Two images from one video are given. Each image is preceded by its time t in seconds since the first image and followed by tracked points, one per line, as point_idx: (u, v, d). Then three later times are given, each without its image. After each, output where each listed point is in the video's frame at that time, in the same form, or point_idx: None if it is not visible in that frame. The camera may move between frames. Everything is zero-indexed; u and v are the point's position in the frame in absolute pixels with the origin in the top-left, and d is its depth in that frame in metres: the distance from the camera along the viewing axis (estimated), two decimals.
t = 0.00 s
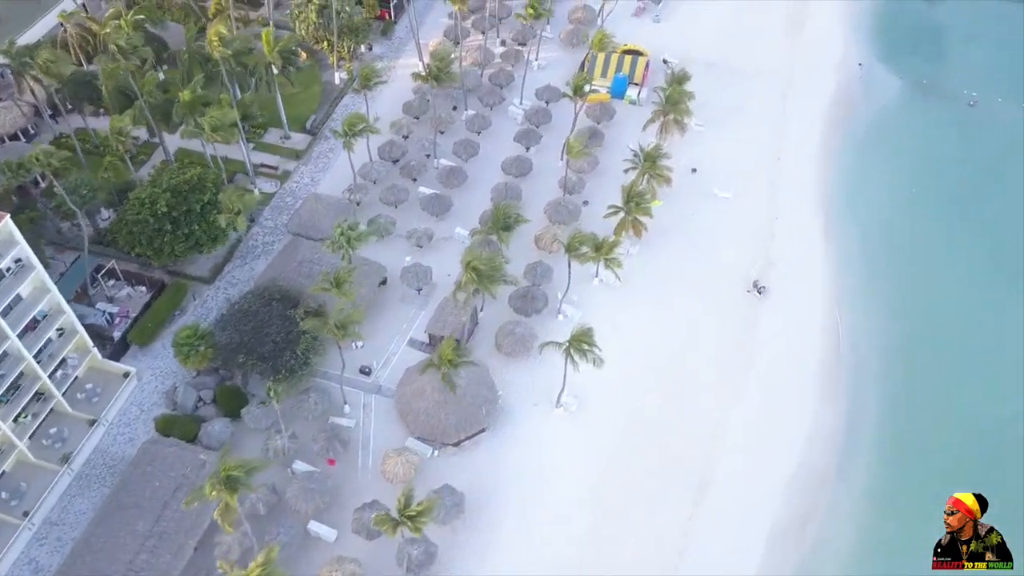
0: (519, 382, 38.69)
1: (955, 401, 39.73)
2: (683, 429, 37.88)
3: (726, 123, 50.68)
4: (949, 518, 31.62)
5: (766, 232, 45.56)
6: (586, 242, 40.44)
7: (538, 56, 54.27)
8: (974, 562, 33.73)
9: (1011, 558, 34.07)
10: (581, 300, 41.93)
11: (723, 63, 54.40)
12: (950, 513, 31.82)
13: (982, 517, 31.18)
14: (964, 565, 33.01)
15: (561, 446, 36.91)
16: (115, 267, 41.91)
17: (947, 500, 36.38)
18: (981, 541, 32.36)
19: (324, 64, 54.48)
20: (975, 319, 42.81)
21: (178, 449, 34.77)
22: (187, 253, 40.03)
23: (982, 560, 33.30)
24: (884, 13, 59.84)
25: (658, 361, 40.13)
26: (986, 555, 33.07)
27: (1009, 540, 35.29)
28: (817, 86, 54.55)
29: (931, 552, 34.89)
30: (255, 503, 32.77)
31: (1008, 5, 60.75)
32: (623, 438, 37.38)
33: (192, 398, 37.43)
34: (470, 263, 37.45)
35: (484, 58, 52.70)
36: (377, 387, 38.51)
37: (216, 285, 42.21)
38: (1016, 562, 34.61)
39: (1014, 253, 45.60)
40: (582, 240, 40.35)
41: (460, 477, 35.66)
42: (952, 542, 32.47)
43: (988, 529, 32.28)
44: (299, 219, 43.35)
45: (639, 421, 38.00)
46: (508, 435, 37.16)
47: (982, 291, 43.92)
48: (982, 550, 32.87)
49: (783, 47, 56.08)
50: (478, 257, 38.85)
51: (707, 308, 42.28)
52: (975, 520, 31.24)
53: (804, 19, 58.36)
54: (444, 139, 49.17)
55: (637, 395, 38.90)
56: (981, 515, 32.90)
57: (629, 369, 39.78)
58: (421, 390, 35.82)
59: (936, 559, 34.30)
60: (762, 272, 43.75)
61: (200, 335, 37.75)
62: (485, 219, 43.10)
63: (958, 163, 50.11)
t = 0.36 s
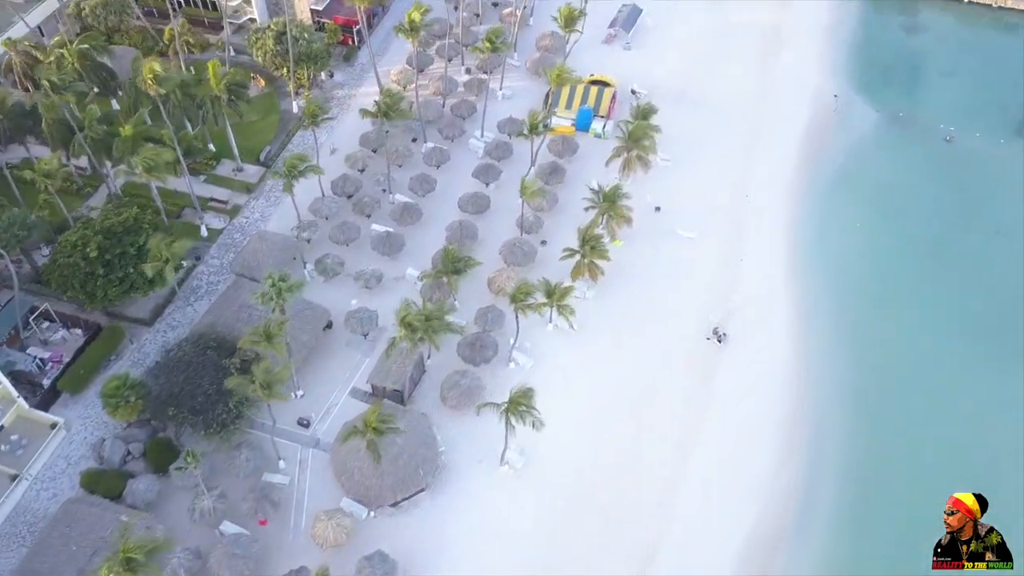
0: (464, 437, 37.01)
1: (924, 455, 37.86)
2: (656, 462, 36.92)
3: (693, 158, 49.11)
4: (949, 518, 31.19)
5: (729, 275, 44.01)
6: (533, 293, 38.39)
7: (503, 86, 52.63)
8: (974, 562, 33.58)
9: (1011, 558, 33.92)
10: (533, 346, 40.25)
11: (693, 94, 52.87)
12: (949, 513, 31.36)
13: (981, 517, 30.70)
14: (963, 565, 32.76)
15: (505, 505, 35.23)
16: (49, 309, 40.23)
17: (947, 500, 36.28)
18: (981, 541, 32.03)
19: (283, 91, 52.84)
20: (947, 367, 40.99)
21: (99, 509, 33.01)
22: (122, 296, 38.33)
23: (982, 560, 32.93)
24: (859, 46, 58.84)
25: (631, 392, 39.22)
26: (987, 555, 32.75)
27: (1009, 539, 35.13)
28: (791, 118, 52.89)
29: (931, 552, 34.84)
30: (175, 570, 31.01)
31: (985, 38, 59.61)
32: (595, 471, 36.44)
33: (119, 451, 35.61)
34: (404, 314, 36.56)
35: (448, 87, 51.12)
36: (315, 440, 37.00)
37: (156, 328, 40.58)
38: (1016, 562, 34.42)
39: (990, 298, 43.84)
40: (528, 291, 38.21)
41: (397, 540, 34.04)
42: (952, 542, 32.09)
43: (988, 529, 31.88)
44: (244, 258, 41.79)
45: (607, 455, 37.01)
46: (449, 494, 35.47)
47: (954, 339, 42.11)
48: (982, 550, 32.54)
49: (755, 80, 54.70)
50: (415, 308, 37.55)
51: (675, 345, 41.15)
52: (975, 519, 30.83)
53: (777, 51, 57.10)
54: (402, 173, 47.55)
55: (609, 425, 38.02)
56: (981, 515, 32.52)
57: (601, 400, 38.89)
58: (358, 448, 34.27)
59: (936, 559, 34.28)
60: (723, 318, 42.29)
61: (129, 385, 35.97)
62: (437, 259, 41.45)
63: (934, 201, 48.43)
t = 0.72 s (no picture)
0: (403, 490, 35.45)
1: (904, 475, 37.80)
2: (609, 508, 35.60)
3: (653, 191, 47.70)
4: (950, 518, 32.83)
5: (686, 315, 42.58)
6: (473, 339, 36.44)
7: (460, 113, 51.08)
8: (974, 562, 34.67)
9: (1011, 558, 34.84)
10: (479, 393, 38.45)
11: (656, 123, 51.51)
12: (950, 513, 32.99)
13: (982, 518, 32.38)
14: (963, 565, 34.15)
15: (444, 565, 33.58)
16: None
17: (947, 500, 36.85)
18: (981, 541, 33.50)
19: (233, 118, 51.06)
20: (907, 413, 39.92)
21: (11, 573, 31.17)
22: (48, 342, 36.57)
23: (983, 560, 34.28)
24: (827, 69, 57.08)
25: (583, 435, 37.80)
26: (987, 555, 34.08)
27: (1009, 539, 35.92)
28: (757, 147, 51.21)
29: (930, 552, 35.29)
30: None
31: (956, 61, 58.04)
32: (544, 517, 35.05)
33: (39, 508, 33.86)
34: (326, 371, 33.69)
35: (403, 116, 49.16)
36: (248, 494, 35.48)
37: (87, 373, 38.82)
38: (1016, 562, 35.13)
39: (954, 337, 42.70)
40: (467, 337, 36.29)
41: None
42: (953, 542, 33.47)
43: (988, 530, 33.40)
44: (180, 299, 39.90)
45: (557, 501, 35.58)
46: (388, 553, 33.82)
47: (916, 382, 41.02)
48: (982, 550, 33.92)
49: (720, 107, 53.29)
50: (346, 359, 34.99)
51: (628, 387, 39.80)
52: (975, 519, 32.48)
53: (743, 76, 55.55)
54: (352, 205, 45.94)
55: (558, 468, 36.63)
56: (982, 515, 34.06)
57: (551, 442, 37.44)
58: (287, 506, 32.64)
59: (936, 559, 34.69)
60: (677, 360, 40.94)
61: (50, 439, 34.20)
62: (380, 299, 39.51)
63: (900, 234, 47.07)
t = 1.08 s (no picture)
0: (352, 532, 34.09)
1: (880, 494, 36.82)
2: (558, 548, 34.14)
3: (618, 212, 46.48)
4: (950, 518, 33.51)
5: (650, 340, 41.23)
6: (423, 379, 34.76)
7: (422, 133, 49.90)
8: (973, 562, 34.72)
9: (1011, 558, 34.70)
10: (433, 428, 37.17)
11: (623, 141, 50.23)
12: (950, 514, 33.65)
13: (981, 517, 33.12)
14: (963, 566, 34.32)
15: None
16: None
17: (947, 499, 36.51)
18: (981, 541, 33.82)
19: (189, 139, 49.74)
20: (875, 443, 38.42)
21: None
22: None
23: (982, 560, 34.43)
24: (799, 83, 55.93)
25: (535, 470, 36.36)
26: (986, 555, 34.23)
27: (1009, 539, 35.56)
28: (727, 165, 49.93)
29: (930, 552, 35.05)
30: None
31: (928, 76, 57.16)
32: (499, 552, 33.71)
33: None
34: (266, 417, 31.74)
35: (362, 136, 47.87)
36: (190, 537, 34.09)
37: (27, 409, 37.31)
38: (1016, 562, 34.84)
39: (924, 362, 41.28)
40: (418, 376, 34.56)
41: None
42: (952, 543, 33.88)
43: (988, 530, 33.77)
44: (125, 331, 38.46)
45: (505, 541, 34.08)
46: None
47: (884, 410, 39.53)
48: (982, 551, 34.14)
49: (689, 123, 51.99)
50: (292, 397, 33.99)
51: (588, 419, 38.24)
52: (974, 519, 33.19)
53: (713, 91, 54.22)
54: (307, 230, 44.58)
55: (514, 502, 35.29)
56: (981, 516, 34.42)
57: (506, 473, 36.14)
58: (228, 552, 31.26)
59: (935, 559, 34.49)
60: (640, 390, 39.28)
61: None
62: (332, 331, 38.19)
63: (869, 255, 45.76)
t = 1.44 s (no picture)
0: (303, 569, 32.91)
1: (847, 525, 35.89)
2: None
3: (585, 232, 45.62)
4: (950, 518, 34.16)
5: (615, 366, 40.26)
6: (375, 414, 32.14)
7: (387, 150, 48.90)
8: (973, 562, 34.94)
9: (1011, 558, 34.83)
10: (389, 461, 36.09)
11: (591, 159, 49.51)
12: (950, 513, 34.34)
13: (980, 517, 33.88)
14: (963, 566, 34.58)
15: None
16: None
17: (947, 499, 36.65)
18: (981, 541, 34.26)
19: (148, 156, 48.34)
20: (843, 474, 37.45)
21: None
22: None
23: (982, 560, 34.68)
24: (772, 99, 55.24)
25: (493, 503, 35.20)
26: (986, 555, 34.50)
27: (1009, 538, 35.60)
28: (698, 182, 49.18)
29: (930, 552, 35.12)
30: None
31: (904, 90, 56.51)
32: None
33: None
34: (208, 456, 28.78)
35: (325, 154, 46.86)
36: None
37: None
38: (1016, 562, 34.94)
39: (894, 389, 40.42)
40: (370, 412, 31.91)
41: None
42: (952, 542, 34.36)
43: (988, 530, 34.25)
44: (74, 360, 37.14)
45: None
46: None
47: (853, 440, 38.60)
48: (982, 551, 34.48)
49: (661, 140, 51.22)
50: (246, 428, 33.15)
51: (549, 450, 37.15)
52: (974, 520, 33.87)
53: (685, 106, 53.53)
54: (267, 252, 43.52)
55: (472, 537, 34.19)
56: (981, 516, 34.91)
57: (465, 506, 35.07)
58: None
59: (935, 559, 34.62)
60: (603, 419, 38.32)
61: None
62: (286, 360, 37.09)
63: (840, 278, 45.03)
